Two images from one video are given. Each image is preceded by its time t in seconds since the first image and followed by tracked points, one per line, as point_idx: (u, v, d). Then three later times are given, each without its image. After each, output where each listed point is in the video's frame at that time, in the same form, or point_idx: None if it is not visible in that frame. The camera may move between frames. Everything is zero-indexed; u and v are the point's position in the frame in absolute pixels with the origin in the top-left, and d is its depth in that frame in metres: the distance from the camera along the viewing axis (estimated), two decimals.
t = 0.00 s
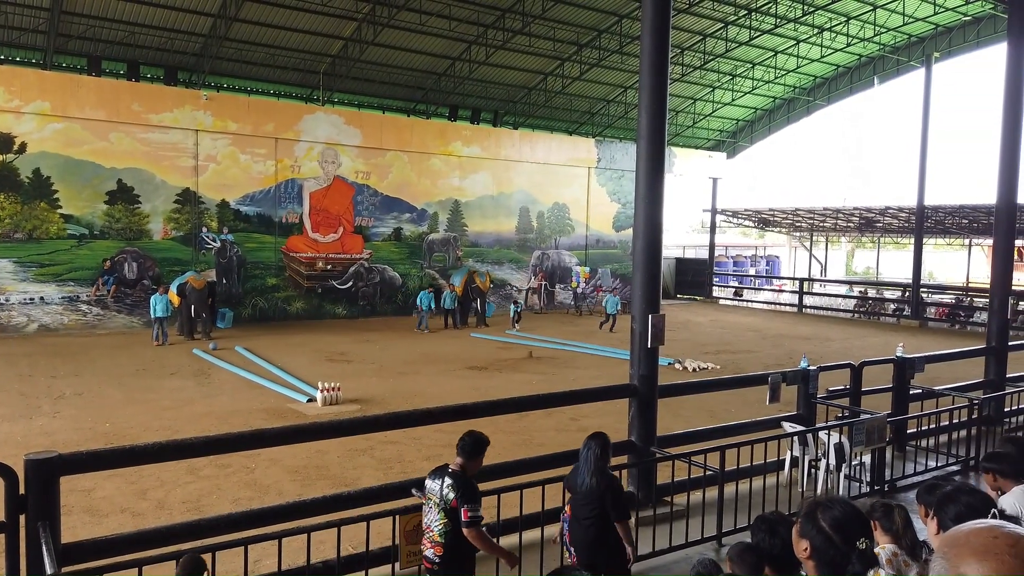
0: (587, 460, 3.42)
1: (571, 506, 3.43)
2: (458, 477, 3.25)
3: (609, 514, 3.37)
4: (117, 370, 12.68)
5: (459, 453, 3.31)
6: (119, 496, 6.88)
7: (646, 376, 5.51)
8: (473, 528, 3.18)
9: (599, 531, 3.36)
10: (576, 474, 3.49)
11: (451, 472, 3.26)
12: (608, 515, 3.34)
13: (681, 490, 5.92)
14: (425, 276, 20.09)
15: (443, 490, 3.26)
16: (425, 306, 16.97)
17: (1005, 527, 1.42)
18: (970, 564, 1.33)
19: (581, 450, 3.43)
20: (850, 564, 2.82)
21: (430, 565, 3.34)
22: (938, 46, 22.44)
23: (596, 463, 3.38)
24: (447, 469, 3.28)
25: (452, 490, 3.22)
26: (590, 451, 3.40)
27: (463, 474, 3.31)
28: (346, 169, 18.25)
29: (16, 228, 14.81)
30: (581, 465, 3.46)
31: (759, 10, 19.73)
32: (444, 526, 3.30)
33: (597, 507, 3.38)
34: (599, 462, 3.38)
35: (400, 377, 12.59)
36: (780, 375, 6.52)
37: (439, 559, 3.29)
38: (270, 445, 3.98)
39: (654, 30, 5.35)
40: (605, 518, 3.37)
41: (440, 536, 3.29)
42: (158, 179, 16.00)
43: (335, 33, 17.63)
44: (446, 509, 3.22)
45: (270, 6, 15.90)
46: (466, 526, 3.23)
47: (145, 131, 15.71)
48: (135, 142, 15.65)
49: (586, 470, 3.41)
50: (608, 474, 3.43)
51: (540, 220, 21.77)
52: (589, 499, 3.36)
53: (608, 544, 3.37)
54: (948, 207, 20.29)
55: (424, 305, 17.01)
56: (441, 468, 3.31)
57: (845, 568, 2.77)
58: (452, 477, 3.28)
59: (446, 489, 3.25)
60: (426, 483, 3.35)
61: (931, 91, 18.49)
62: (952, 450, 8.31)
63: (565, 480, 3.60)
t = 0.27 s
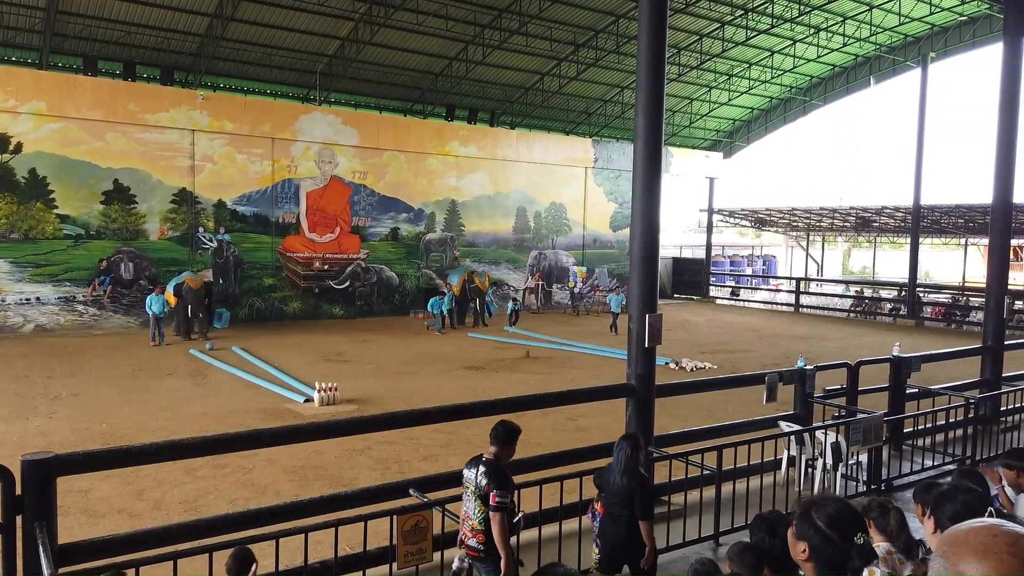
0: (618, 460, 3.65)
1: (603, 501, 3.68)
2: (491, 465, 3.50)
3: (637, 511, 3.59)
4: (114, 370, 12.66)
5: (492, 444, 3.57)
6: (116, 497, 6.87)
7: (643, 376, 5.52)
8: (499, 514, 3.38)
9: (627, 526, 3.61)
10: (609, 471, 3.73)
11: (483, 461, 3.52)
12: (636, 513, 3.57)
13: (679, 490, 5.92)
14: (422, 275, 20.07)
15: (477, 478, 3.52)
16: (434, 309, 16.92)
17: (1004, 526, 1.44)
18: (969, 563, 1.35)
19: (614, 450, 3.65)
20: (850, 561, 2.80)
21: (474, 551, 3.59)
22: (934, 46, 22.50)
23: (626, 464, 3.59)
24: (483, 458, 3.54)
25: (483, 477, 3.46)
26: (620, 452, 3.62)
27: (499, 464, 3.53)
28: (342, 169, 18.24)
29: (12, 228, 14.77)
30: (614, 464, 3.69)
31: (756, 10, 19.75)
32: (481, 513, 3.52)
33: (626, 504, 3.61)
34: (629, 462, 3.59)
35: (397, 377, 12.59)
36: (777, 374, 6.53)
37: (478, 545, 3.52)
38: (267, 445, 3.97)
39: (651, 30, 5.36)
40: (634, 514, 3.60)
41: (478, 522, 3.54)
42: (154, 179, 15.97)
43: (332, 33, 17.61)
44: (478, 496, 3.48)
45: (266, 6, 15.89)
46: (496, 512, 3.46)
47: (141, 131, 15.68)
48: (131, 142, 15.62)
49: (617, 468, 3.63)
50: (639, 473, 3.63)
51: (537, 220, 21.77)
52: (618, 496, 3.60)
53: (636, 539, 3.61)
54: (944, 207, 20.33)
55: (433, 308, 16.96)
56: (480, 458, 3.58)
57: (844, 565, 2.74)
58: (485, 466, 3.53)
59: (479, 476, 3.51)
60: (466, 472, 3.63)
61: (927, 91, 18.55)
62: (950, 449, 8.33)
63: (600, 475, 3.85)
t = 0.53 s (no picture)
0: (651, 451, 3.74)
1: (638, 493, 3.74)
2: (527, 461, 3.53)
3: (674, 499, 3.69)
4: (111, 370, 12.65)
5: (529, 440, 3.62)
6: (114, 497, 6.86)
7: (641, 376, 5.52)
8: (530, 508, 3.40)
9: (665, 515, 3.68)
10: (641, 463, 3.81)
11: (520, 457, 3.55)
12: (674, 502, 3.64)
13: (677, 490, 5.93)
14: (420, 275, 20.07)
15: (513, 474, 3.54)
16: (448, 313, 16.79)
17: (1010, 525, 1.47)
18: (977, 563, 1.37)
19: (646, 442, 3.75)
20: (849, 557, 2.79)
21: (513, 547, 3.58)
22: (932, 46, 22.54)
23: (659, 453, 3.69)
24: (519, 454, 3.59)
25: (517, 472, 3.51)
26: (652, 442, 3.71)
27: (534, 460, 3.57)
28: (340, 169, 18.23)
29: (10, 228, 14.75)
30: (646, 455, 3.77)
31: (754, 10, 19.77)
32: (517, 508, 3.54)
33: (662, 493, 3.69)
34: (662, 453, 3.68)
35: (395, 377, 12.58)
36: (775, 374, 6.53)
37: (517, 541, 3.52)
38: (264, 445, 3.96)
39: (648, 31, 5.37)
40: (670, 503, 3.69)
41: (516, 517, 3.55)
42: (151, 179, 15.95)
43: (329, 33, 17.61)
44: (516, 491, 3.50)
45: (264, 6, 15.88)
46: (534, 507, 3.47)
47: (139, 130, 15.66)
48: (129, 142, 15.60)
49: (650, 459, 3.72)
50: (672, 462, 3.73)
51: (535, 220, 21.77)
52: (656, 487, 3.67)
53: (672, 527, 3.69)
54: (941, 207, 20.37)
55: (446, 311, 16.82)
56: (517, 454, 3.64)
57: (843, 562, 2.74)
58: (522, 462, 3.56)
59: (516, 472, 3.53)
60: (501, 470, 3.66)
61: (924, 91, 18.58)
62: (947, 448, 8.34)
63: (630, 469, 3.92)
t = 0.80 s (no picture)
0: (677, 449, 3.87)
1: (667, 491, 3.86)
2: (571, 458, 3.67)
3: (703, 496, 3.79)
4: (110, 370, 12.64)
5: (567, 436, 3.75)
6: (113, 497, 6.86)
7: (640, 376, 5.52)
8: (586, 504, 3.54)
9: (694, 513, 3.79)
10: (670, 462, 3.93)
11: (564, 454, 3.68)
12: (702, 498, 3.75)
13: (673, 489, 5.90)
14: (419, 276, 20.07)
15: (559, 470, 3.68)
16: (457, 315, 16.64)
17: (1020, 526, 1.51)
18: (987, 564, 1.41)
19: (672, 442, 3.90)
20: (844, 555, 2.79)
21: (559, 539, 3.74)
22: (930, 46, 22.55)
23: (685, 452, 3.82)
24: (562, 451, 3.71)
25: (565, 470, 3.63)
26: (678, 441, 3.86)
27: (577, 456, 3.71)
28: (339, 169, 18.23)
29: (7, 228, 14.73)
30: (673, 455, 3.90)
31: (752, 10, 19.77)
32: (564, 504, 3.68)
33: (691, 491, 3.80)
34: (687, 451, 3.82)
35: (394, 377, 12.58)
36: (774, 374, 6.55)
37: (565, 534, 3.69)
38: (263, 445, 3.97)
39: (647, 31, 5.37)
40: (699, 500, 3.80)
41: (563, 512, 3.69)
42: (150, 179, 15.94)
43: (328, 33, 17.61)
44: (563, 487, 3.63)
45: (262, 6, 15.88)
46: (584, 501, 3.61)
47: (137, 130, 15.65)
48: (127, 142, 15.59)
49: (678, 458, 3.86)
50: (698, 460, 3.85)
51: (533, 220, 21.76)
52: (683, 485, 3.78)
53: (699, 524, 3.81)
54: (939, 207, 20.39)
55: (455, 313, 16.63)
56: (558, 450, 3.75)
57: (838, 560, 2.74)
58: (565, 459, 3.70)
59: (561, 469, 3.67)
60: (542, 467, 3.80)
61: (923, 91, 18.59)
62: (945, 448, 8.35)
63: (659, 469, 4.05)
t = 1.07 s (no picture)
0: (704, 440, 3.96)
1: (693, 481, 3.99)
2: (608, 454, 3.82)
3: (728, 485, 3.90)
4: (111, 370, 12.65)
5: (604, 434, 3.92)
6: (113, 497, 6.87)
7: (641, 376, 5.52)
8: (634, 499, 3.72)
9: (720, 502, 3.89)
10: (696, 453, 4.04)
11: (602, 451, 3.83)
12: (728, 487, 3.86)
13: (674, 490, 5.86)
14: (420, 276, 20.07)
15: (598, 467, 3.83)
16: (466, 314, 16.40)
17: (1023, 526, 1.51)
18: (992, 563, 1.42)
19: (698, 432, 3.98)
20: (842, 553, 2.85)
21: (589, 532, 3.90)
22: (931, 47, 22.54)
23: (712, 442, 3.90)
24: (600, 449, 3.86)
25: (606, 467, 3.78)
26: (705, 431, 3.94)
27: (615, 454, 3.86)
28: (340, 169, 18.24)
29: (8, 228, 14.74)
30: (699, 445, 4.00)
31: (753, 10, 19.77)
32: (600, 499, 3.83)
33: (717, 481, 3.91)
34: (714, 441, 3.91)
35: (395, 377, 12.58)
36: (775, 374, 6.54)
37: (595, 527, 3.84)
38: (264, 445, 3.97)
39: (648, 32, 5.37)
40: (725, 489, 3.90)
41: (597, 507, 3.84)
42: (151, 179, 15.95)
43: (329, 33, 17.62)
44: (601, 483, 3.78)
45: (263, 6, 15.88)
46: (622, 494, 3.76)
47: (138, 130, 15.66)
48: (128, 143, 15.60)
49: (704, 448, 3.95)
50: (724, 450, 3.95)
51: (534, 220, 21.77)
52: (709, 474, 3.90)
53: (727, 512, 3.90)
54: (940, 207, 20.38)
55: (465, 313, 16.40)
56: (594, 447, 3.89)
57: (830, 558, 2.80)
58: (603, 455, 3.85)
59: (599, 466, 3.82)
60: (578, 463, 3.96)
61: (923, 92, 18.58)
62: (945, 449, 8.35)
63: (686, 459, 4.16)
